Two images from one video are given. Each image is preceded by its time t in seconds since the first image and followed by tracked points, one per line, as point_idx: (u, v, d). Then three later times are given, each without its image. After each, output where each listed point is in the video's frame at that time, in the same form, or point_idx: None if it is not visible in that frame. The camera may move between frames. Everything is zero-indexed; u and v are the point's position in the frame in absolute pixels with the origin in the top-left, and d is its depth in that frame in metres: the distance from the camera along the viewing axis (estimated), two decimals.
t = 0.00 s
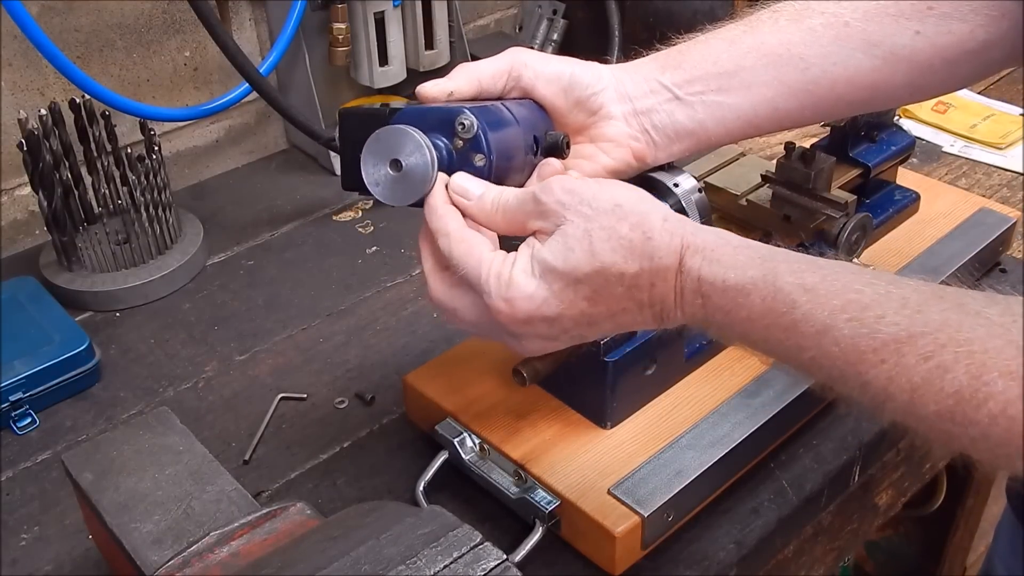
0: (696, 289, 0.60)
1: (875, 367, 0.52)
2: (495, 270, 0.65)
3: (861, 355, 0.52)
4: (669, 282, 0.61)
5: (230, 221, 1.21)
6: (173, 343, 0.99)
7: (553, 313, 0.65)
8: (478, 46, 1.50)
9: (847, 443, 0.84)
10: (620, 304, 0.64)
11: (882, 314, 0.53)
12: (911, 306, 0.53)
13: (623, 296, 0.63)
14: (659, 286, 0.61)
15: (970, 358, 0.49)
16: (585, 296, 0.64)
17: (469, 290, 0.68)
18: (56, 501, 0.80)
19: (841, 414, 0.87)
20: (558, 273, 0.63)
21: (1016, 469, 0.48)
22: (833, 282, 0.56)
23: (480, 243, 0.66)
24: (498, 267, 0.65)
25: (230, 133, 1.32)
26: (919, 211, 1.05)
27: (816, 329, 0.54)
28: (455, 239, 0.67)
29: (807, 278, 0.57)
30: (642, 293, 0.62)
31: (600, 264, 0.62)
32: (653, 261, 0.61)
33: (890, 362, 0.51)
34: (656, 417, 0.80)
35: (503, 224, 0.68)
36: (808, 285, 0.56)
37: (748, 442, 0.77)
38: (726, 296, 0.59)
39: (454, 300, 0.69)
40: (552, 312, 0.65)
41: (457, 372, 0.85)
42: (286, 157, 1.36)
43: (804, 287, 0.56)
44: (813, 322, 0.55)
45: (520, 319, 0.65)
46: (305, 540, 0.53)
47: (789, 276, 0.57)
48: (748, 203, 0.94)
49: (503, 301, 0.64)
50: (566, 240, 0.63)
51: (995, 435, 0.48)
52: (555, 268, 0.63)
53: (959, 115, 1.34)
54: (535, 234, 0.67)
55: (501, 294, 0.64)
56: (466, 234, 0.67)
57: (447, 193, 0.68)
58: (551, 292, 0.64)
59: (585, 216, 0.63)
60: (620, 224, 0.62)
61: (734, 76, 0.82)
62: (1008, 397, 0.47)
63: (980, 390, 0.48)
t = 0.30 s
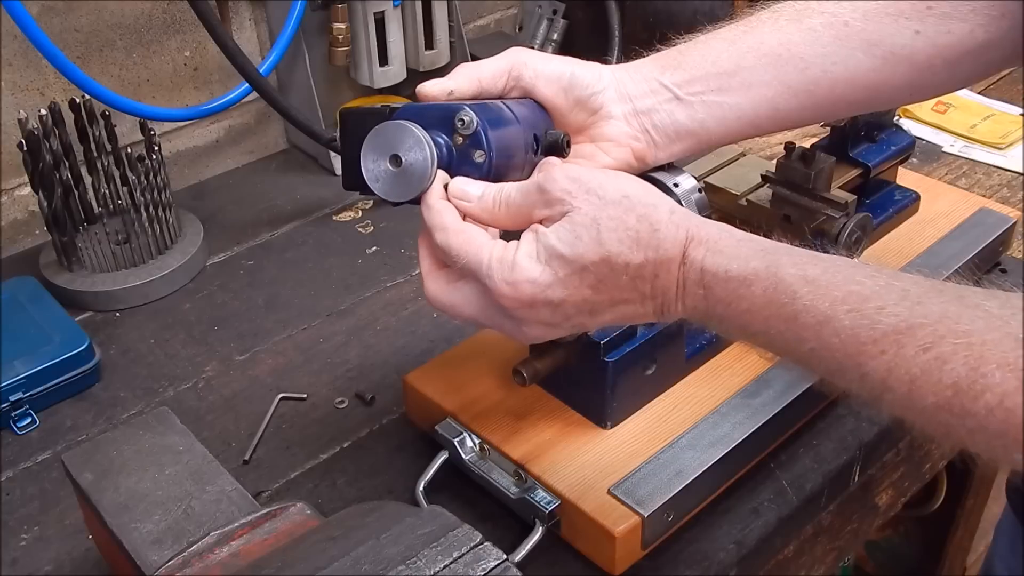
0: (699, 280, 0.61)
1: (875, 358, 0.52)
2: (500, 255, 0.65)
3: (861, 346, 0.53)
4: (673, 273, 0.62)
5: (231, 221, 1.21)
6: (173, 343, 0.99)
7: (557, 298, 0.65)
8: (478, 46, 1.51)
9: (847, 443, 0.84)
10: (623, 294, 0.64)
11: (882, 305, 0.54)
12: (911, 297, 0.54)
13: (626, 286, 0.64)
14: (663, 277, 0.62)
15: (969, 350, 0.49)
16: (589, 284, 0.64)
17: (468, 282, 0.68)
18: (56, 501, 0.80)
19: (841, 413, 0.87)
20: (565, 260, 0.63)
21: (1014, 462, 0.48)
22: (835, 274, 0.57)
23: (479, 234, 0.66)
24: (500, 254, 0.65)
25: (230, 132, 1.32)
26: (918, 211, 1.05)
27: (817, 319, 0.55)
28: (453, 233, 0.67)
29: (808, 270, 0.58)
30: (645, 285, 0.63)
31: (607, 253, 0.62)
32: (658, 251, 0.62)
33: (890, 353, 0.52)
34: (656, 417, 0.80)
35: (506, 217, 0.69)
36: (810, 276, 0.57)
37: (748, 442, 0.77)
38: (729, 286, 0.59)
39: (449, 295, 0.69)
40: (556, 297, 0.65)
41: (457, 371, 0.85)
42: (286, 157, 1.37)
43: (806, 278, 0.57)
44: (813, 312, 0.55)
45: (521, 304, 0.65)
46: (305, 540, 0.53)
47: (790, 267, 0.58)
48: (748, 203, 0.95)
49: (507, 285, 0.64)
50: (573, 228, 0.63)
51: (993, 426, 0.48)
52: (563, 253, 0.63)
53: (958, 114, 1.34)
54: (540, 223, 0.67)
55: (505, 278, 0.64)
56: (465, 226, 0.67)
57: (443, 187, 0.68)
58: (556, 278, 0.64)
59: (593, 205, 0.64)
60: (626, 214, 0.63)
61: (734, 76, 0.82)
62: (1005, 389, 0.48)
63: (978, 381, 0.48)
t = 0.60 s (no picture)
0: (701, 271, 0.61)
1: (874, 351, 0.52)
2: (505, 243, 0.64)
3: (861, 338, 0.53)
4: (677, 266, 0.62)
5: (230, 221, 1.21)
6: (173, 343, 0.99)
7: (563, 288, 0.64)
8: (478, 46, 1.51)
9: (847, 443, 0.84)
10: (627, 286, 0.64)
11: (882, 299, 0.54)
12: (911, 293, 0.54)
13: (631, 278, 0.63)
14: (667, 269, 0.62)
15: (967, 343, 0.49)
16: (595, 274, 0.63)
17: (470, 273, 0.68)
18: (56, 501, 0.80)
19: (841, 413, 0.87)
20: (574, 247, 0.63)
21: (1012, 459, 0.48)
22: (837, 268, 0.57)
23: (483, 226, 0.66)
24: (507, 242, 0.64)
25: (230, 132, 1.32)
26: (919, 210, 1.05)
27: (816, 312, 0.55)
28: (457, 224, 0.66)
29: (810, 263, 0.58)
30: (649, 277, 0.63)
31: (615, 241, 0.62)
32: (665, 242, 0.62)
33: (889, 345, 0.52)
34: (656, 417, 0.80)
35: (507, 206, 0.68)
36: (811, 269, 0.58)
37: (748, 441, 0.77)
38: (731, 280, 0.60)
39: (449, 289, 0.69)
40: (562, 286, 0.64)
41: (455, 372, 0.85)
42: (286, 157, 1.37)
43: (807, 271, 0.58)
44: (813, 305, 0.56)
45: (527, 291, 0.64)
46: (305, 540, 0.53)
47: (793, 263, 0.59)
48: (748, 203, 0.95)
49: (514, 273, 0.63)
50: (582, 216, 0.63)
51: (990, 420, 0.48)
52: (571, 242, 0.63)
53: (958, 114, 1.34)
54: (544, 211, 0.67)
55: (512, 267, 0.63)
56: (468, 218, 0.66)
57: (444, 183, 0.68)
58: (564, 265, 0.63)
59: (602, 194, 0.64)
60: (632, 203, 0.63)
61: (734, 76, 0.82)
62: (1002, 382, 0.48)
63: (976, 375, 0.48)
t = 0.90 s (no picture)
0: (698, 281, 0.61)
1: (870, 359, 0.53)
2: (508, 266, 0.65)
3: (858, 347, 0.53)
4: (677, 276, 0.62)
5: (230, 221, 1.21)
6: (173, 342, 0.99)
7: (568, 308, 0.64)
8: (478, 45, 1.51)
9: (847, 443, 0.84)
10: (629, 299, 0.64)
11: (877, 307, 0.54)
12: (907, 300, 0.54)
13: (633, 291, 0.63)
14: (668, 280, 0.62)
15: (963, 351, 0.50)
16: (598, 290, 0.63)
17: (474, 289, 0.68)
18: (56, 501, 0.80)
19: (841, 413, 0.87)
20: (575, 267, 0.63)
21: (1010, 463, 0.48)
22: (831, 276, 0.57)
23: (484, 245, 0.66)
24: (509, 266, 0.65)
25: (230, 132, 1.32)
26: (919, 210, 1.05)
27: (813, 321, 0.55)
28: (459, 243, 0.65)
29: (805, 272, 0.58)
30: (651, 288, 0.63)
31: (615, 255, 0.62)
32: (664, 253, 0.62)
33: (885, 354, 0.52)
34: (656, 417, 0.80)
35: (500, 210, 0.68)
36: (805, 278, 0.57)
37: (749, 441, 0.77)
38: (728, 288, 0.60)
39: (462, 296, 0.68)
40: (566, 307, 0.64)
41: (457, 371, 0.85)
42: (286, 156, 1.36)
43: (802, 279, 0.57)
44: (810, 314, 0.56)
45: (532, 315, 0.64)
46: (305, 540, 0.53)
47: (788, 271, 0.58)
48: (748, 203, 0.95)
49: (519, 297, 0.64)
50: (581, 232, 0.63)
51: (985, 430, 0.48)
52: (572, 261, 0.63)
53: (958, 114, 1.34)
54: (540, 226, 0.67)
55: (517, 291, 0.64)
56: (470, 237, 0.66)
57: (443, 197, 0.68)
58: (567, 286, 0.63)
59: (598, 207, 0.64)
60: (629, 215, 0.63)
61: (733, 76, 0.82)
62: (999, 390, 0.48)
63: (973, 381, 0.49)
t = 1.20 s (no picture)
0: (696, 277, 0.61)
1: (871, 358, 0.53)
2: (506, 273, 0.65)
3: (858, 346, 0.53)
4: (674, 272, 0.62)
5: (230, 221, 1.21)
6: (173, 342, 0.99)
7: (566, 315, 0.64)
8: (478, 45, 1.51)
9: (847, 443, 0.84)
10: (629, 299, 0.64)
11: (877, 306, 0.54)
12: (906, 298, 0.53)
13: (632, 290, 0.63)
14: (666, 276, 0.62)
15: (964, 350, 0.50)
16: (595, 293, 0.63)
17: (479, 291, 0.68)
18: (56, 501, 0.80)
19: (841, 413, 0.87)
20: (569, 271, 0.63)
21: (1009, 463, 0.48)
22: (830, 274, 0.57)
23: (490, 248, 0.66)
24: (507, 274, 0.65)
25: (229, 132, 1.32)
26: (919, 210, 1.05)
27: (812, 320, 0.55)
28: (464, 247, 0.66)
29: (805, 269, 0.58)
30: (650, 286, 0.63)
31: (609, 257, 0.62)
32: (659, 250, 0.61)
33: (886, 353, 0.52)
34: (656, 416, 0.80)
35: (495, 216, 0.68)
36: (805, 275, 0.57)
37: (748, 441, 0.77)
38: (725, 285, 0.60)
39: (460, 302, 0.69)
40: (565, 314, 0.64)
41: (457, 371, 0.85)
42: (286, 157, 1.36)
43: (802, 277, 0.57)
44: (809, 312, 0.56)
45: (532, 325, 0.65)
46: (304, 540, 0.53)
47: (787, 269, 0.58)
48: (748, 203, 0.95)
49: (515, 305, 0.64)
50: (572, 238, 0.63)
51: (987, 426, 0.48)
52: (564, 266, 0.63)
53: (958, 114, 1.34)
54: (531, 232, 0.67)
55: (514, 301, 0.64)
56: (475, 241, 0.66)
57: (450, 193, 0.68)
58: (562, 293, 0.64)
59: (586, 212, 0.64)
60: (620, 216, 0.63)
61: (733, 77, 0.82)
62: (1000, 390, 0.48)
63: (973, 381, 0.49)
